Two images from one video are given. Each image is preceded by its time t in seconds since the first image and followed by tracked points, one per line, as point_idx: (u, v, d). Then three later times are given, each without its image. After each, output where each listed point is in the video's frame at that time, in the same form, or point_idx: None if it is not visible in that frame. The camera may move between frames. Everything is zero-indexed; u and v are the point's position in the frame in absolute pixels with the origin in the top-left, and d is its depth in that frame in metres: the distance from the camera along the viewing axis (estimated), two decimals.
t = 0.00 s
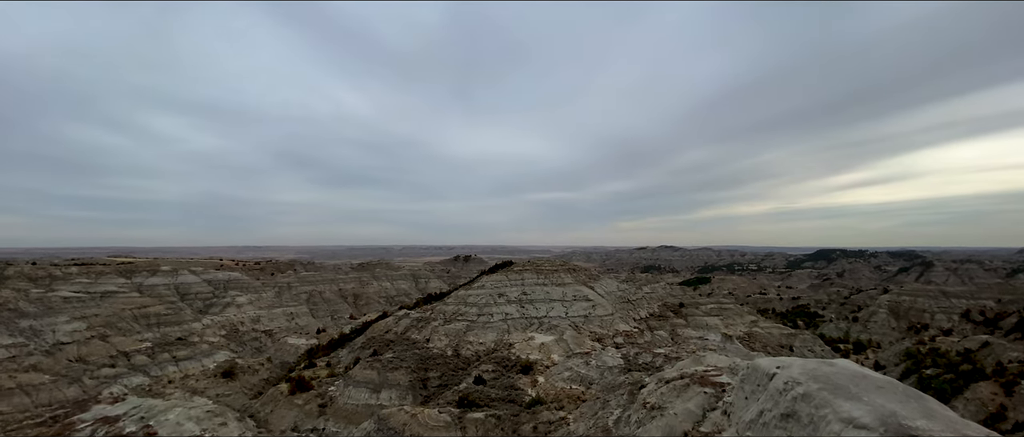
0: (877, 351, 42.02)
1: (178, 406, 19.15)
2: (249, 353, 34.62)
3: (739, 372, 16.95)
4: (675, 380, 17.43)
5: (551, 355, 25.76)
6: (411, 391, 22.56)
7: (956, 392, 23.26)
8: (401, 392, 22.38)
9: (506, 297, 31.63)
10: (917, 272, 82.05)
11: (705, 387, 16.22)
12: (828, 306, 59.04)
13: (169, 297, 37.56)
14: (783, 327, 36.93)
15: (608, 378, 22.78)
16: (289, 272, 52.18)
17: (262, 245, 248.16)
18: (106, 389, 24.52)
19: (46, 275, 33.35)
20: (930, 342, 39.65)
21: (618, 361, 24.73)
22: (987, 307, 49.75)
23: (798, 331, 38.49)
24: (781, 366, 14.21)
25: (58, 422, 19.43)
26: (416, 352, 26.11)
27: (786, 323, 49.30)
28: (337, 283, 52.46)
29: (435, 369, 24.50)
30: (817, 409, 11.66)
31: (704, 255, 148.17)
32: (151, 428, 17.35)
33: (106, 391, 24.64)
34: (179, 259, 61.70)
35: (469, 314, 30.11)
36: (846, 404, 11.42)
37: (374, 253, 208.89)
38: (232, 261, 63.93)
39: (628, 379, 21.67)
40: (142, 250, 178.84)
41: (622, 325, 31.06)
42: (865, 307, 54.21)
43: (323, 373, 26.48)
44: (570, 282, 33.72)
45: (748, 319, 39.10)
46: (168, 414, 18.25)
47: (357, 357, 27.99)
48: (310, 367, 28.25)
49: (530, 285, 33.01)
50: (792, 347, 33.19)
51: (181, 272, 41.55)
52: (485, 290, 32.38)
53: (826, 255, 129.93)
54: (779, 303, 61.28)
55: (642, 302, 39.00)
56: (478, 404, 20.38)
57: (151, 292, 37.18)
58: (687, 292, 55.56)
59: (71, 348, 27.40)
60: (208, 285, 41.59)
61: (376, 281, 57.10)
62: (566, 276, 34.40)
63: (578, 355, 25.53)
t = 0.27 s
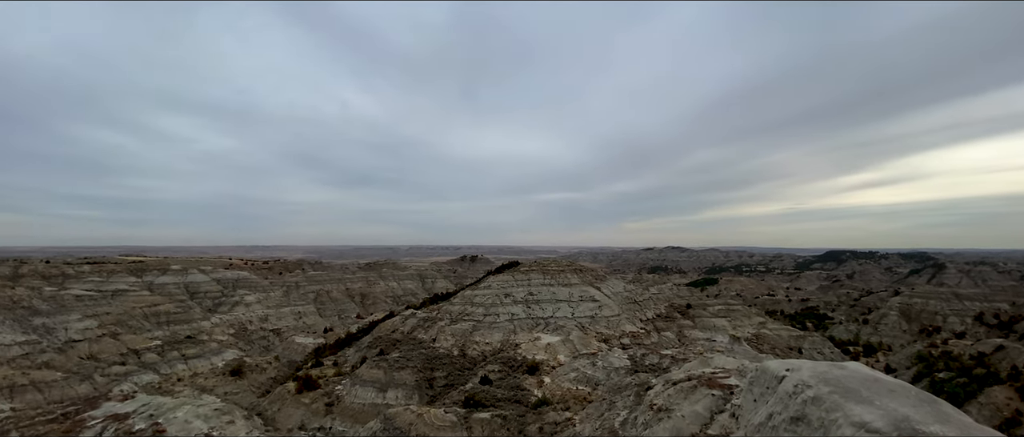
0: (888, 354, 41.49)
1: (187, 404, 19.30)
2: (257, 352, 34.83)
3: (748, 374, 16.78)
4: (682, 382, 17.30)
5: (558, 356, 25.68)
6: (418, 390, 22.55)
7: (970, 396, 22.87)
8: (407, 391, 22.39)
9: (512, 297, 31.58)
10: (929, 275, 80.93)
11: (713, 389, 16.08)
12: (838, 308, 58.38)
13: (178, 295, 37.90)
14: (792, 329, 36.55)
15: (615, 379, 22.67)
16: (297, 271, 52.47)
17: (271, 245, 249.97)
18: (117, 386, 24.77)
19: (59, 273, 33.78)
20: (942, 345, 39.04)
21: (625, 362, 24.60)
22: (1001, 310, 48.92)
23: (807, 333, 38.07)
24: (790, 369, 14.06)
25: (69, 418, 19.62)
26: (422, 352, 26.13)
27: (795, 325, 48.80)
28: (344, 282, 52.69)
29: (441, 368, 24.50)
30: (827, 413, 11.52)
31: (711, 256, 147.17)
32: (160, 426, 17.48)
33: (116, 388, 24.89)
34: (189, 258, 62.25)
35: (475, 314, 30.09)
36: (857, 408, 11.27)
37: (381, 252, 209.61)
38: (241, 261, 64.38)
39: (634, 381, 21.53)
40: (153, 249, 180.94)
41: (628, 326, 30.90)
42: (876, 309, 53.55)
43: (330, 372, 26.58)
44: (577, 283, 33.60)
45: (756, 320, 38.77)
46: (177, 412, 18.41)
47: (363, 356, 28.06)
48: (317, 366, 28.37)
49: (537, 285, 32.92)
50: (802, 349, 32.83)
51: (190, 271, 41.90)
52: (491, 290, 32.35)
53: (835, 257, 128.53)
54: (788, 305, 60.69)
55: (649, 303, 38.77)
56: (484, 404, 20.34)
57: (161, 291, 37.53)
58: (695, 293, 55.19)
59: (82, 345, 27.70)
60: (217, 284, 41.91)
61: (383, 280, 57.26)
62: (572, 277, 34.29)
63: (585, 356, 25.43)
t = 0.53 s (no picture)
0: (902, 355, 40.85)
1: (197, 401, 19.49)
2: (267, 350, 35.11)
3: (759, 375, 16.59)
4: (692, 383, 17.15)
5: (566, 356, 25.58)
6: (426, 389, 22.55)
7: (985, 398, 22.43)
8: (415, 390, 22.37)
9: (520, 297, 31.53)
10: (943, 275, 79.62)
11: (723, 390, 15.91)
12: (850, 309, 57.62)
13: (190, 294, 38.31)
14: (803, 330, 36.12)
15: (623, 379, 22.53)
16: (307, 270, 52.82)
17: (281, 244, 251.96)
18: (129, 383, 25.08)
19: (73, 271, 34.27)
20: (957, 346, 38.39)
21: (634, 362, 24.43)
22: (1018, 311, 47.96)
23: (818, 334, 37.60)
24: (802, 370, 13.87)
25: (82, 415, 19.82)
26: (430, 351, 26.16)
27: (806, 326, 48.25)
28: (353, 281, 52.97)
29: (449, 367, 24.50)
30: (841, 416, 11.35)
31: (721, 256, 145.97)
32: (171, 423, 17.65)
33: (128, 385, 25.20)
34: (200, 257, 62.90)
35: (483, 313, 30.09)
36: (871, 411, 11.10)
37: (390, 252, 210.45)
38: (252, 260, 64.94)
39: (643, 381, 21.37)
40: (166, 248, 183.06)
41: (637, 326, 30.71)
42: (889, 310, 52.76)
43: (339, 370, 26.71)
44: (585, 282, 33.46)
45: (767, 321, 38.37)
46: (187, 409, 18.59)
47: (372, 354, 28.13)
48: (326, 364, 28.53)
49: (545, 285, 32.84)
50: (813, 350, 32.42)
51: (202, 269, 42.32)
52: (499, 289, 32.32)
53: (847, 257, 126.86)
54: (799, 305, 60.01)
55: (658, 303, 38.52)
56: (492, 404, 20.30)
57: (173, 289, 37.94)
58: (704, 293, 54.77)
59: (95, 343, 28.05)
60: (228, 282, 42.30)
61: (391, 279, 57.46)
62: (581, 276, 34.15)
63: (593, 356, 25.31)
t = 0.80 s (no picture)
0: (918, 355, 40.14)
1: (210, 397, 19.71)
2: (279, 347, 35.48)
3: (771, 375, 16.39)
4: (703, 382, 17.00)
5: (576, 354, 25.49)
6: (436, 386, 22.58)
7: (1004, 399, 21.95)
8: (425, 387, 22.42)
9: (530, 295, 31.49)
10: (961, 273, 78.07)
11: (736, 390, 15.73)
12: (865, 308, 56.75)
13: (203, 291, 38.80)
14: (816, 329, 35.63)
15: (634, 378, 22.38)
16: (318, 268, 53.25)
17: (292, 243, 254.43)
18: (144, 380, 25.47)
19: (90, 269, 34.85)
20: (975, 346, 37.62)
21: (644, 361, 24.28)
22: None
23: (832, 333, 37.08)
24: (816, 370, 13.67)
25: (98, 411, 20.10)
26: (440, 349, 26.22)
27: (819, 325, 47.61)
28: (364, 279, 53.30)
29: (459, 365, 24.54)
30: (856, 417, 11.16)
31: (732, 254, 144.55)
32: (185, 419, 17.88)
33: (144, 381, 25.60)
34: (214, 256, 63.74)
35: (493, 311, 30.09)
36: (888, 411, 10.90)
37: (400, 250, 211.48)
38: (264, 258, 65.67)
39: (654, 380, 21.23)
40: (180, 247, 185.54)
41: (647, 325, 30.53)
42: (905, 309, 51.89)
43: (350, 367, 26.88)
44: (595, 281, 33.30)
45: (780, 320, 37.92)
46: (201, 406, 18.81)
47: (382, 352, 28.27)
48: (337, 361, 28.74)
49: (554, 283, 32.75)
50: (827, 349, 31.98)
51: (215, 268, 42.82)
52: (508, 287, 32.30)
53: (862, 255, 124.90)
54: (812, 304, 59.23)
55: (669, 301, 38.26)
56: (502, 402, 20.29)
57: (187, 287, 38.44)
58: (716, 291, 54.31)
59: (112, 339, 28.42)
60: (240, 280, 42.78)
61: (401, 277, 57.73)
62: (591, 275, 34.00)
63: (603, 355, 25.20)
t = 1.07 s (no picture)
0: (937, 353, 39.33)
1: (226, 392, 20.02)
2: (293, 343, 35.93)
3: (787, 373, 16.17)
4: (717, 380, 16.83)
5: (587, 352, 25.40)
6: (448, 383, 22.66)
7: None
8: (437, 384, 22.51)
9: (541, 292, 31.45)
10: (983, 270, 76.25)
11: (750, 388, 15.55)
12: (882, 305, 55.73)
13: (219, 288, 39.40)
14: (832, 327, 35.08)
15: (646, 376, 22.24)
16: (331, 265, 53.75)
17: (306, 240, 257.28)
18: (163, 375, 25.98)
19: (109, 266, 35.57)
20: (997, 345, 36.74)
21: (657, 359, 24.12)
22: None
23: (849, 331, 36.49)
24: (833, 369, 13.47)
25: (118, 405, 20.51)
26: (452, 345, 26.31)
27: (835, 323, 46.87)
28: (376, 276, 53.68)
29: (471, 362, 24.61)
30: (875, 416, 10.97)
31: (746, 251, 142.88)
32: (203, 413, 18.21)
33: (162, 376, 26.11)
34: (229, 253, 64.70)
35: (504, 308, 30.11)
36: (907, 411, 10.70)
37: (411, 247, 212.65)
38: (279, 255, 66.48)
39: (667, 378, 21.09)
40: (196, 245, 188.69)
41: (660, 322, 30.32)
42: (924, 307, 50.83)
43: (363, 364, 27.12)
44: (607, 278, 33.12)
45: (795, 317, 37.38)
46: (218, 400, 19.12)
47: (395, 348, 28.46)
48: (350, 357, 29.02)
49: (566, 280, 32.66)
50: (843, 347, 31.48)
51: (230, 265, 43.43)
52: (520, 284, 32.29)
53: (879, 252, 122.62)
54: (828, 301, 58.34)
55: (682, 298, 37.95)
56: (514, 399, 20.30)
57: (203, 284, 39.06)
58: (729, 289, 53.73)
59: (131, 335, 29.00)
60: (255, 277, 43.35)
61: (413, 274, 58.05)
62: (602, 272, 33.84)
63: (615, 352, 25.08)
